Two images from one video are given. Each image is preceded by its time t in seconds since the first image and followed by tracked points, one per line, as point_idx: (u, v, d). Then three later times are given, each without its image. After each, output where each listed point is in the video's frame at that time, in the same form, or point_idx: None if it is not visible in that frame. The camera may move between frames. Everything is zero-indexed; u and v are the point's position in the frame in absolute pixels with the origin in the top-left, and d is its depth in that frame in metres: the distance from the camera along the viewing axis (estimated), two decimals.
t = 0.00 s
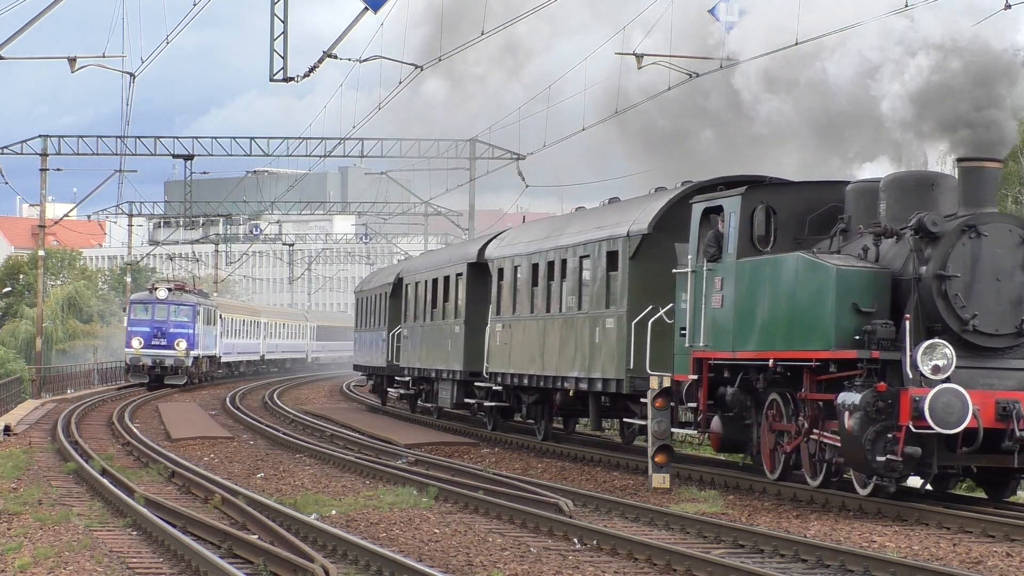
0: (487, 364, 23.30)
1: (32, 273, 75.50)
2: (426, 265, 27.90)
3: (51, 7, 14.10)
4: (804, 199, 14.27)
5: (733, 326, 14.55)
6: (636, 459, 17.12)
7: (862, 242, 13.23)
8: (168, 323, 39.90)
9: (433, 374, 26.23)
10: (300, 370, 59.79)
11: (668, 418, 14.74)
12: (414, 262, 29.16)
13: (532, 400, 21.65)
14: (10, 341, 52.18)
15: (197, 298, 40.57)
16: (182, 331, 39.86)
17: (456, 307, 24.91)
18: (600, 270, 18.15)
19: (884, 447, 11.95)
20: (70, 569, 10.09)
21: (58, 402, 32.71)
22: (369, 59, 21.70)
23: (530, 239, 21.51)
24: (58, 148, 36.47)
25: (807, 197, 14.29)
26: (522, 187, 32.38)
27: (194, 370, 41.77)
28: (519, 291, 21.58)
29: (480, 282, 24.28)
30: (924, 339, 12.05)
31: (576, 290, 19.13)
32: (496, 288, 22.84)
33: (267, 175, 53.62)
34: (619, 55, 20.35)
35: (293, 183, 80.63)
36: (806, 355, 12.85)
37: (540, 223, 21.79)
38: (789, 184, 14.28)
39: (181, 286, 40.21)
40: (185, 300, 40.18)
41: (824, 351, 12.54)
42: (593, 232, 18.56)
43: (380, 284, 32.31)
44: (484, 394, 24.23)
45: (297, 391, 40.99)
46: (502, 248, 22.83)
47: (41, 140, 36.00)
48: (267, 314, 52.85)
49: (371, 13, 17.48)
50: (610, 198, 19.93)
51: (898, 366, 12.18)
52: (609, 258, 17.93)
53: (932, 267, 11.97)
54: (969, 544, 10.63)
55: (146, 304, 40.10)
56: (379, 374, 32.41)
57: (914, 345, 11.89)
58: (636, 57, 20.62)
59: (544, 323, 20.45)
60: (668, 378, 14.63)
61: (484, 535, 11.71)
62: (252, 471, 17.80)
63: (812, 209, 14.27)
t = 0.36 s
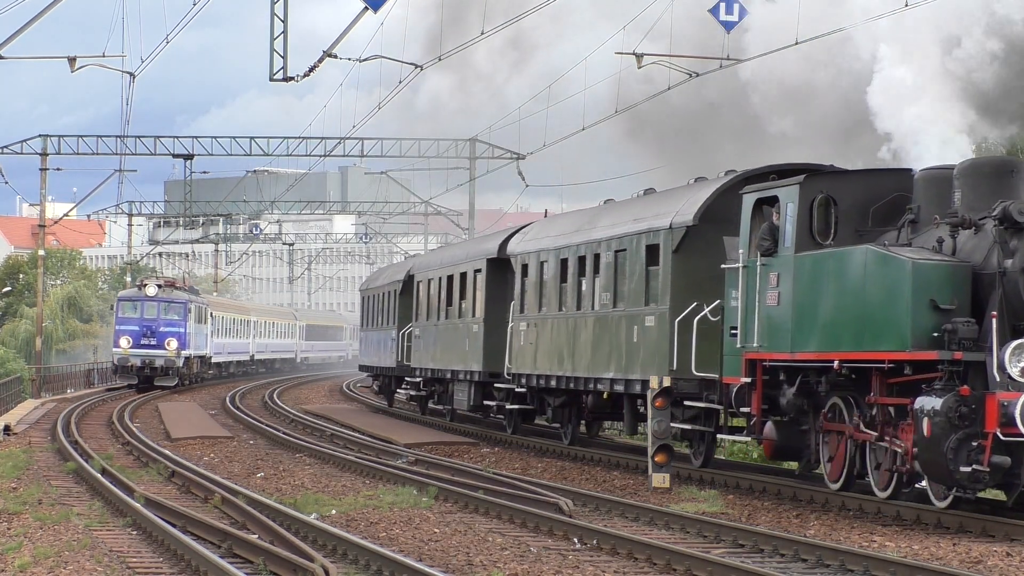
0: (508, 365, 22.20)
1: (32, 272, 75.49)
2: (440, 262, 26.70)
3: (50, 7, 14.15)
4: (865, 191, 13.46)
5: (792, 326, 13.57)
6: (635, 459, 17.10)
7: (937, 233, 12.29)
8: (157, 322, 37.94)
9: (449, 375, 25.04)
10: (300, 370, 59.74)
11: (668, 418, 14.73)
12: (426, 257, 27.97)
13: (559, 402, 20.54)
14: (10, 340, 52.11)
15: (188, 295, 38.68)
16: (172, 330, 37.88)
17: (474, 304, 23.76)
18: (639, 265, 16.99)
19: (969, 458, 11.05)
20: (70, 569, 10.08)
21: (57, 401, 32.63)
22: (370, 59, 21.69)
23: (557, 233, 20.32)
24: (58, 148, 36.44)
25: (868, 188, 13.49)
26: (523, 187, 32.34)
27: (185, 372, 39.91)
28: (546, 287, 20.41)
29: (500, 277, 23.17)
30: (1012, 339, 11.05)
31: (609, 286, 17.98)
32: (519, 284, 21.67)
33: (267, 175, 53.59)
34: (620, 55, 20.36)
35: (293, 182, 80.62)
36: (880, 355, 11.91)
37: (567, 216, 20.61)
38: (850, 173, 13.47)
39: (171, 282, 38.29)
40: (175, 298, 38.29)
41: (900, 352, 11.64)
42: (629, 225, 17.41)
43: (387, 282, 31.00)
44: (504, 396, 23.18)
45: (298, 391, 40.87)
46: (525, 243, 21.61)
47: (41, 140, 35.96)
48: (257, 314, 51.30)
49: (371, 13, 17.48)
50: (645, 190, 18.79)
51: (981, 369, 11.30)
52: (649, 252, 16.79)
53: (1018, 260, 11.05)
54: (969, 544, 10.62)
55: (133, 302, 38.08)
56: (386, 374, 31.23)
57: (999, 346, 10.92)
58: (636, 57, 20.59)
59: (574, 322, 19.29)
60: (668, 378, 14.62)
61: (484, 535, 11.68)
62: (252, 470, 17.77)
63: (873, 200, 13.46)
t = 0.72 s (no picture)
0: (534, 365, 20.97)
1: (32, 272, 75.50)
2: (454, 259, 25.42)
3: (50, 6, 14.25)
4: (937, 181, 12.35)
5: (858, 326, 12.28)
6: (636, 459, 17.09)
7: None
8: (147, 320, 36.36)
9: (467, 378, 23.76)
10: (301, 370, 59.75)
11: (668, 418, 14.72)
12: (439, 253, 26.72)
13: (590, 404, 19.27)
14: (10, 340, 52.09)
15: (180, 293, 37.16)
16: (163, 329, 36.33)
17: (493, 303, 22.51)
18: (684, 259, 15.79)
19: None
20: (70, 569, 10.06)
21: (57, 402, 32.60)
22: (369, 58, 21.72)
23: (589, 226, 19.04)
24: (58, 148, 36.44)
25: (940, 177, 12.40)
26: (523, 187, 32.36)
27: (175, 372, 38.29)
28: (576, 283, 19.09)
29: (522, 274, 21.92)
30: None
31: (650, 281, 16.75)
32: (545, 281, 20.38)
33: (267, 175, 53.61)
34: (620, 55, 20.37)
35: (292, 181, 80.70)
36: (963, 357, 10.63)
37: (597, 209, 19.35)
38: (919, 160, 12.36)
39: (162, 279, 36.82)
40: (166, 295, 36.69)
41: (988, 352, 10.32)
42: (670, 215, 16.18)
43: (395, 281, 29.81)
44: (527, 399, 21.82)
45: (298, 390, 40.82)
46: (553, 237, 20.33)
47: (41, 139, 35.97)
48: (247, 313, 49.73)
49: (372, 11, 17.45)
50: (686, 179, 17.55)
51: None
52: (696, 246, 15.57)
53: None
54: (968, 544, 10.62)
55: (122, 300, 36.50)
56: (396, 375, 29.99)
57: None
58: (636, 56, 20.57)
59: (608, 320, 18.04)
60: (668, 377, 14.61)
61: (484, 535, 11.67)
62: (252, 470, 17.74)
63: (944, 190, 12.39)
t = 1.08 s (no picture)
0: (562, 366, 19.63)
1: (32, 272, 75.50)
2: (471, 255, 24.08)
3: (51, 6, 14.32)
4: None
5: (939, 324, 11.12)
6: (635, 459, 17.11)
7: None
8: (137, 318, 34.33)
9: (485, 378, 22.61)
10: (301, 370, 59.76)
11: (668, 417, 14.72)
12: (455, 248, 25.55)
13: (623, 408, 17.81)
14: (10, 340, 52.06)
15: (172, 289, 35.16)
16: (155, 328, 34.34)
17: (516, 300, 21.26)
18: (734, 252, 14.42)
19: None
20: (70, 569, 10.05)
21: (57, 402, 32.58)
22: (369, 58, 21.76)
23: (626, 219, 17.57)
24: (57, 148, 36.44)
25: None
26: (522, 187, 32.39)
27: (168, 373, 36.43)
28: (613, 280, 17.64)
29: (547, 272, 20.53)
30: None
31: (694, 276, 15.39)
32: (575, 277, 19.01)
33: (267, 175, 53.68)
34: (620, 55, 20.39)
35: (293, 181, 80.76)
36: None
37: (633, 201, 17.91)
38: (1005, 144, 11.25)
39: (154, 275, 34.80)
40: (157, 291, 34.65)
41: None
42: (717, 207, 14.84)
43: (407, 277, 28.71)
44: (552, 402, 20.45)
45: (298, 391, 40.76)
46: (584, 232, 18.83)
47: (41, 139, 35.98)
48: (237, 311, 48.03)
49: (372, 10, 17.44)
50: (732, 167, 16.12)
51: None
52: (749, 238, 14.22)
53: None
54: (967, 544, 10.61)
55: (110, 296, 34.43)
56: (406, 376, 29.03)
57: None
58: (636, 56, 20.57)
59: (647, 319, 16.66)
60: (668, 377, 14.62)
61: (484, 535, 11.66)
62: (252, 470, 17.72)
63: None
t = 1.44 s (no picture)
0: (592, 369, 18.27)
1: (32, 272, 75.50)
2: (490, 250, 22.58)
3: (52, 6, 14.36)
4: None
5: None
6: (635, 459, 17.11)
7: None
8: (126, 316, 32.55)
9: (508, 380, 21.20)
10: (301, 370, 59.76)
11: (667, 417, 14.73)
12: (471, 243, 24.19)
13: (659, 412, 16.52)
14: (11, 340, 52.07)
15: (164, 285, 33.49)
16: (147, 326, 32.67)
17: (541, 298, 19.87)
18: (794, 245, 13.15)
19: None
20: (70, 569, 10.06)
21: (58, 401, 32.61)
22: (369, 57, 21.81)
23: (667, 210, 16.09)
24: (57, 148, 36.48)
25: None
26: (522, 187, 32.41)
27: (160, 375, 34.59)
28: (653, 276, 16.16)
29: (576, 268, 19.05)
30: None
31: (747, 272, 14.07)
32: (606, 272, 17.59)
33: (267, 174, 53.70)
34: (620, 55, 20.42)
35: (292, 181, 80.78)
36: None
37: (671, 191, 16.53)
38: None
39: (146, 270, 33.09)
40: (149, 289, 32.82)
41: None
42: (773, 197, 13.56)
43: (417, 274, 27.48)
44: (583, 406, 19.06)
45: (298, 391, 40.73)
46: (619, 225, 17.23)
47: (42, 139, 36.01)
48: (228, 311, 46.33)
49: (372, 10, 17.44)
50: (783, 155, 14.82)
51: None
52: (810, 230, 12.93)
53: None
54: (967, 544, 10.61)
55: (99, 294, 32.57)
56: (418, 378, 27.66)
57: None
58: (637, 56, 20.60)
59: (691, 318, 15.30)
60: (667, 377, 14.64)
61: (484, 535, 11.67)
62: (252, 470, 17.72)
63: None
